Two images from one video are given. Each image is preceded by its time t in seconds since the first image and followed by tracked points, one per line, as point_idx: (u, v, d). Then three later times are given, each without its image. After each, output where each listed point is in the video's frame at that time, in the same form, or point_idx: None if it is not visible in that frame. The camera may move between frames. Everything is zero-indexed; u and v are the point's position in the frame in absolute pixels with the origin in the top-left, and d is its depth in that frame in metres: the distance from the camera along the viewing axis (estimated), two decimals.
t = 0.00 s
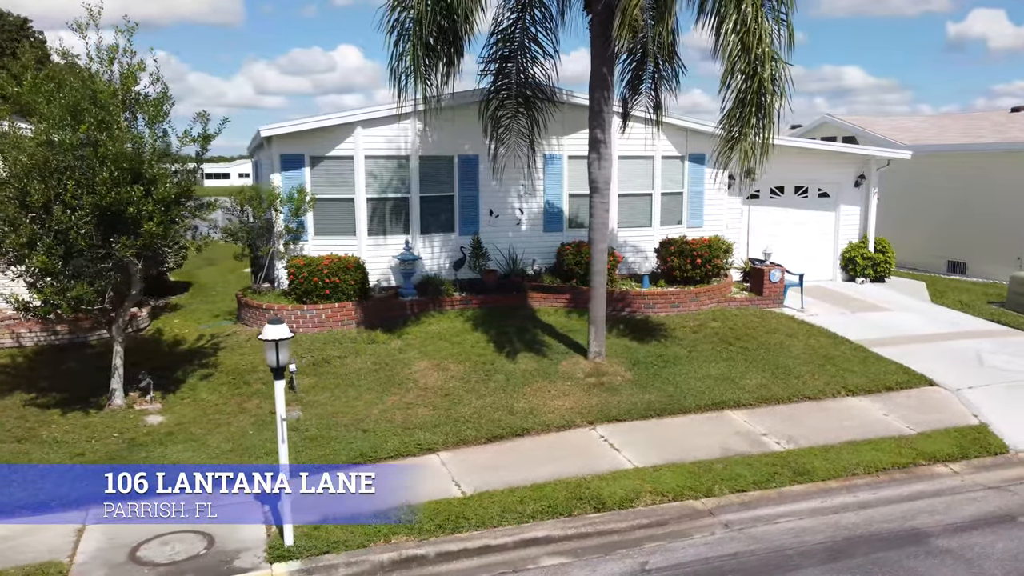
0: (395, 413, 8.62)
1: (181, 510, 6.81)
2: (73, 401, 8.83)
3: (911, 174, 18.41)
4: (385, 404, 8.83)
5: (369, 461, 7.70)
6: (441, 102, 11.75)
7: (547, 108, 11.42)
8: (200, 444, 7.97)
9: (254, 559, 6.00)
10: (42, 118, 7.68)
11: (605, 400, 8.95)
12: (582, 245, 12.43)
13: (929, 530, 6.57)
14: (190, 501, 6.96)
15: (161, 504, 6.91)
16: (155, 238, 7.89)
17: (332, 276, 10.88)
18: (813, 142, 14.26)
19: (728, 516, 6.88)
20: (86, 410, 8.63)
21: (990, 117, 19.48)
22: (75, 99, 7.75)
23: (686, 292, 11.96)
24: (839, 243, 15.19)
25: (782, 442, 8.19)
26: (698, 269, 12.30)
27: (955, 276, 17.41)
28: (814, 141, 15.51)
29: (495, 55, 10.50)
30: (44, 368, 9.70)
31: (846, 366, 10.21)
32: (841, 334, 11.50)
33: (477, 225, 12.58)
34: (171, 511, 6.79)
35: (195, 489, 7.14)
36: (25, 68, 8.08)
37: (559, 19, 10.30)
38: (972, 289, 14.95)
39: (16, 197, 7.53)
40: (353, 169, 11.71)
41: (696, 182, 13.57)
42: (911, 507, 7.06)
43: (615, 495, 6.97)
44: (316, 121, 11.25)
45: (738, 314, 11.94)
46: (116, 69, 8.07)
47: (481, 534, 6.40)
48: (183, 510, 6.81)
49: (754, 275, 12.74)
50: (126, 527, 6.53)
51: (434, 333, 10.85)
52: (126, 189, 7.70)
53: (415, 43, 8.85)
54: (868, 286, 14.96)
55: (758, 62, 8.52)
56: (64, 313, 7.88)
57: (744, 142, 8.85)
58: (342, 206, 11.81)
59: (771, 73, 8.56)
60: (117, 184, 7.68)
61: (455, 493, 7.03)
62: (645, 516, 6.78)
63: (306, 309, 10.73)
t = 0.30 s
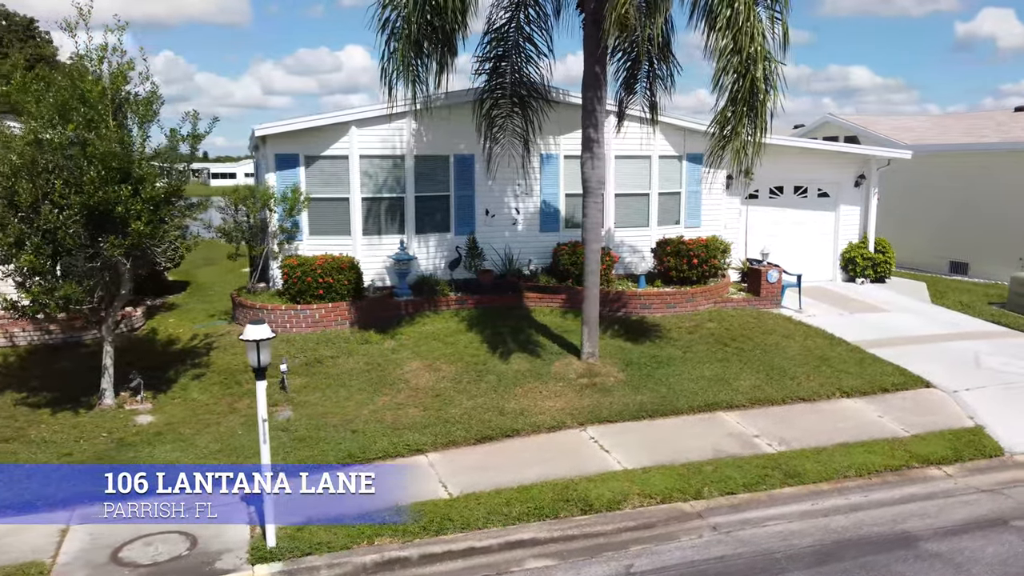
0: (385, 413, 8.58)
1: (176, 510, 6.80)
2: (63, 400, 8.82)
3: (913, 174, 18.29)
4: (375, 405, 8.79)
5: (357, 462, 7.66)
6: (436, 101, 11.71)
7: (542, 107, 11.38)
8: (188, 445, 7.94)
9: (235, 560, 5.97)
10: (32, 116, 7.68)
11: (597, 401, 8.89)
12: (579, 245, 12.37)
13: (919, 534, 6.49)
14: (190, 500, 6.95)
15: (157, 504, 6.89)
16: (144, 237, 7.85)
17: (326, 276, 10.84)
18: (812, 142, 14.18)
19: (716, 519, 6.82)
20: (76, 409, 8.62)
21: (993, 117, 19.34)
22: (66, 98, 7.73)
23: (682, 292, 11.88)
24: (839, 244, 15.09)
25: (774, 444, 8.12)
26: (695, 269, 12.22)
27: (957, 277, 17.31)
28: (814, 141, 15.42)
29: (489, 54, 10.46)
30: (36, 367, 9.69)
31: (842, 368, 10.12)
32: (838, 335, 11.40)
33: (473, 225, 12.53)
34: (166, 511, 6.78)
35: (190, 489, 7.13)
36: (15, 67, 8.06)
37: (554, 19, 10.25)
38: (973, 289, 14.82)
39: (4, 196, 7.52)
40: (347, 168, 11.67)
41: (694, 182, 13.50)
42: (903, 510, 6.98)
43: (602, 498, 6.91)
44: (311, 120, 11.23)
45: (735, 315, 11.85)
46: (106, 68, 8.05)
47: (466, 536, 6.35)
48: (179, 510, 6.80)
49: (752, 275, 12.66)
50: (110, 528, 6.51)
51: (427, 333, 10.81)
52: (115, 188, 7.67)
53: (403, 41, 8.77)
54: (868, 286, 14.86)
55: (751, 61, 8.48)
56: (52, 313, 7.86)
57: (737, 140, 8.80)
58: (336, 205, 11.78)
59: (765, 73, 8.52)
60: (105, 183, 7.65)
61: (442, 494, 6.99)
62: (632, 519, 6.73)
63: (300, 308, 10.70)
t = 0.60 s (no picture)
0: (374, 414, 8.54)
1: (160, 512, 6.77)
2: (53, 400, 8.81)
3: (915, 174, 18.17)
4: (365, 405, 8.75)
5: (344, 463, 7.63)
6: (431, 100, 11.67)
7: (536, 107, 11.33)
8: (175, 445, 7.92)
9: (216, 563, 5.94)
10: (19, 116, 7.65)
11: (588, 402, 8.83)
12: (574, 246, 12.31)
13: (908, 538, 6.42)
14: (175, 502, 6.93)
15: (142, 506, 6.87)
16: (131, 237, 7.81)
17: (319, 275, 10.80)
18: (812, 142, 14.09)
19: (704, 522, 6.75)
20: (66, 409, 8.61)
21: (996, 116, 19.20)
22: (53, 97, 7.70)
23: (678, 293, 11.81)
24: (839, 244, 14.99)
25: (765, 446, 8.05)
26: (691, 270, 12.14)
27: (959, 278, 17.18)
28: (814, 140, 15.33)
29: (483, 53, 10.42)
30: (27, 367, 9.68)
31: (837, 369, 10.04)
32: (835, 336, 11.32)
33: (468, 225, 12.48)
34: (151, 513, 6.75)
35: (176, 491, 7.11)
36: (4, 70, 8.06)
37: (547, 18, 10.21)
38: (975, 290, 14.70)
39: None
40: (342, 168, 11.64)
41: (691, 181, 13.42)
42: (893, 514, 6.90)
43: (589, 500, 6.86)
44: (305, 120, 11.20)
45: (731, 315, 11.77)
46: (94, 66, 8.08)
47: (449, 538, 6.31)
48: (162, 512, 6.77)
49: (749, 276, 12.57)
50: (93, 528, 6.48)
51: (420, 333, 10.77)
52: (101, 187, 7.65)
53: (389, 38, 8.71)
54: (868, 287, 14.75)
55: (743, 59, 8.43)
56: (39, 313, 7.84)
57: (729, 139, 8.74)
58: (331, 205, 11.75)
59: (757, 73, 8.48)
60: (91, 182, 7.62)
61: (427, 496, 6.94)
62: (619, 522, 6.67)
63: (292, 308, 10.67)
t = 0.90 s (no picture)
0: (363, 416, 8.48)
1: (142, 514, 6.72)
2: (42, 401, 8.79)
3: (917, 174, 18.04)
4: (354, 407, 8.70)
5: (330, 465, 7.58)
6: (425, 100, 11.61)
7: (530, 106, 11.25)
8: (161, 446, 7.88)
9: (195, 566, 5.89)
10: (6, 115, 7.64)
11: (578, 404, 8.76)
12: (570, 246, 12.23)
13: (896, 543, 6.33)
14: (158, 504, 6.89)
15: (125, 508, 6.83)
16: (117, 237, 7.76)
17: (311, 276, 10.74)
18: (811, 142, 13.99)
19: (690, 526, 6.68)
20: (54, 410, 8.58)
21: (1000, 116, 19.04)
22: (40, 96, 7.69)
23: (674, 294, 11.71)
24: (838, 244, 14.87)
25: (756, 449, 7.96)
26: (687, 271, 12.05)
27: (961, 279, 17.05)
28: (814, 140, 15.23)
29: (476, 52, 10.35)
30: (16, 367, 9.64)
31: (832, 371, 9.94)
32: (831, 338, 11.22)
33: (463, 225, 12.42)
34: (133, 515, 6.71)
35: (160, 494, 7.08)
36: None
37: (540, 17, 10.13)
38: (975, 292, 14.58)
39: None
40: (335, 167, 11.58)
41: (689, 181, 13.33)
42: (883, 518, 6.81)
43: (574, 503, 6.79)
44: (297, 120, 11.16)
45: (727, 317, 11.67)
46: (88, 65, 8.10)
47: (432, 542, 6.25)
48: (145, 514, 6.73)
49: (745, 277, 12.47)
50: (74, 530, 6.45)
51: (412, 334, 10.71)
52: (87, 187, 7.61)
53: (378, 37, 8.61)
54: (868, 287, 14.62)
55: (735, 57, 8.33)
56: (24, 313, 7.81)
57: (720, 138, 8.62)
58: (324, 205, 11.70)
59: (749, 71, 8.37)
60: (77, 182, 7.59)
61: (412, 499, 6.89)
62: (604, 525, 6.61)
63: (284, 309, 10.62)
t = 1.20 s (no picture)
0: (350, 417, 8.43)
1: (123, 515, 6.69)
2: (30, 401, 8.77)
3: (918, 174, 17.90)
4: (342, 408, 8.64)
5: (315, 466, 7.54)
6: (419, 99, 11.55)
7: (524, 104, 11.19)
8: (147, 447, 7.84)
9: (173, 568, 5.85)
10: None
11: (568, 405, 8.69)
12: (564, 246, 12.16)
13: (884, 548, 6.24)
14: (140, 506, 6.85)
15: (106, 510, 6.79)
16: (102, 236, 7.72)
17: (303, 276, 10.69)
18: (809, 142, 13.88)
19: (676, 530, 6.60)
20: (41, 410, 8.56)
21: (1003, 115, 18.88)
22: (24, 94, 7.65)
23: (669, 295, 11.62)
24: (837, 244, 14.75)
25: (746, 452, 7.88)
26: (682, 272, 11.94)
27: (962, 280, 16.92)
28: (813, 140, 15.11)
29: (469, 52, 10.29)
30: (6, 367, 9.62)
31: (826, 373, 9.84)
32: (828, 340, 11.11)
33: (458, 225, 12.36)
34: (113, 516, 6.67)
35: (141, 496, 7.03)
36: None
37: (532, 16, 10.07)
38: (976, 293, 14.45)
39: None
40: (328, 167, 11.53)
41: (685, 181, 13.25)
42: (871, 523, 6.72)
43: (559, 506, 6.72)
44: (290, 120, 11.13)
45: (723, 318, 11.58)
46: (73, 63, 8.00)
47: (413, 545, 6.19)
48: (126, 515, 6.69)
49: (742, 277, 12.37)
50: (54, 532, 6.41)
51: (404, 335, 10.65)
52: (71, 187, 7.58)
53: (364, 35, 8.53)
54: (867, 288, 14.50)
55: (726, 55, 8.25)
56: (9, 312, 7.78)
57: (712, 137, 8.54)
58: (317, 205, 11.66)
59: (741, 69, 8.28)
60: (62, 181, 7.56)
61: (396, 501, 6.83)
62: (588, 529, 6.54)
63: (276, 309, 10.58)
